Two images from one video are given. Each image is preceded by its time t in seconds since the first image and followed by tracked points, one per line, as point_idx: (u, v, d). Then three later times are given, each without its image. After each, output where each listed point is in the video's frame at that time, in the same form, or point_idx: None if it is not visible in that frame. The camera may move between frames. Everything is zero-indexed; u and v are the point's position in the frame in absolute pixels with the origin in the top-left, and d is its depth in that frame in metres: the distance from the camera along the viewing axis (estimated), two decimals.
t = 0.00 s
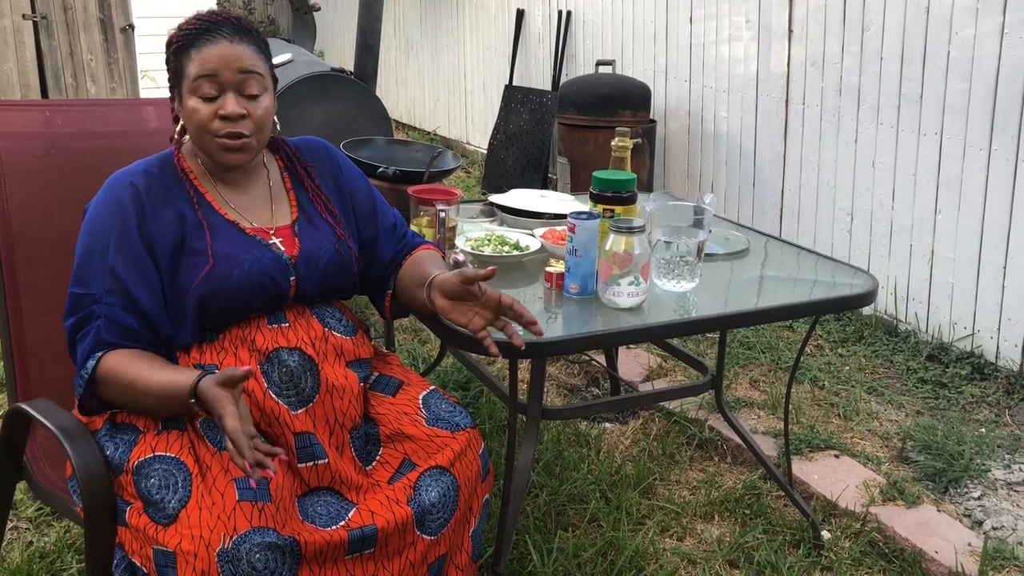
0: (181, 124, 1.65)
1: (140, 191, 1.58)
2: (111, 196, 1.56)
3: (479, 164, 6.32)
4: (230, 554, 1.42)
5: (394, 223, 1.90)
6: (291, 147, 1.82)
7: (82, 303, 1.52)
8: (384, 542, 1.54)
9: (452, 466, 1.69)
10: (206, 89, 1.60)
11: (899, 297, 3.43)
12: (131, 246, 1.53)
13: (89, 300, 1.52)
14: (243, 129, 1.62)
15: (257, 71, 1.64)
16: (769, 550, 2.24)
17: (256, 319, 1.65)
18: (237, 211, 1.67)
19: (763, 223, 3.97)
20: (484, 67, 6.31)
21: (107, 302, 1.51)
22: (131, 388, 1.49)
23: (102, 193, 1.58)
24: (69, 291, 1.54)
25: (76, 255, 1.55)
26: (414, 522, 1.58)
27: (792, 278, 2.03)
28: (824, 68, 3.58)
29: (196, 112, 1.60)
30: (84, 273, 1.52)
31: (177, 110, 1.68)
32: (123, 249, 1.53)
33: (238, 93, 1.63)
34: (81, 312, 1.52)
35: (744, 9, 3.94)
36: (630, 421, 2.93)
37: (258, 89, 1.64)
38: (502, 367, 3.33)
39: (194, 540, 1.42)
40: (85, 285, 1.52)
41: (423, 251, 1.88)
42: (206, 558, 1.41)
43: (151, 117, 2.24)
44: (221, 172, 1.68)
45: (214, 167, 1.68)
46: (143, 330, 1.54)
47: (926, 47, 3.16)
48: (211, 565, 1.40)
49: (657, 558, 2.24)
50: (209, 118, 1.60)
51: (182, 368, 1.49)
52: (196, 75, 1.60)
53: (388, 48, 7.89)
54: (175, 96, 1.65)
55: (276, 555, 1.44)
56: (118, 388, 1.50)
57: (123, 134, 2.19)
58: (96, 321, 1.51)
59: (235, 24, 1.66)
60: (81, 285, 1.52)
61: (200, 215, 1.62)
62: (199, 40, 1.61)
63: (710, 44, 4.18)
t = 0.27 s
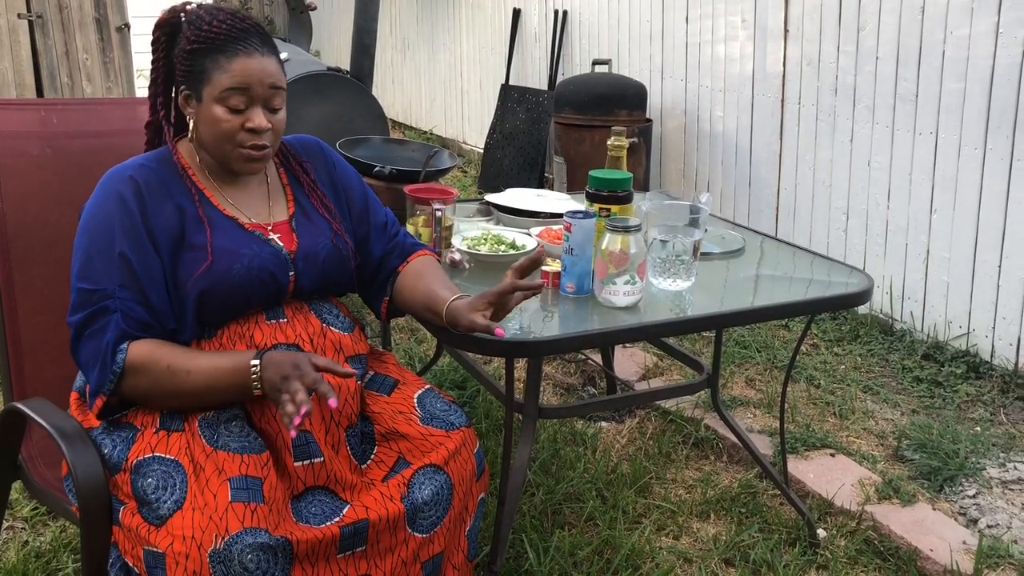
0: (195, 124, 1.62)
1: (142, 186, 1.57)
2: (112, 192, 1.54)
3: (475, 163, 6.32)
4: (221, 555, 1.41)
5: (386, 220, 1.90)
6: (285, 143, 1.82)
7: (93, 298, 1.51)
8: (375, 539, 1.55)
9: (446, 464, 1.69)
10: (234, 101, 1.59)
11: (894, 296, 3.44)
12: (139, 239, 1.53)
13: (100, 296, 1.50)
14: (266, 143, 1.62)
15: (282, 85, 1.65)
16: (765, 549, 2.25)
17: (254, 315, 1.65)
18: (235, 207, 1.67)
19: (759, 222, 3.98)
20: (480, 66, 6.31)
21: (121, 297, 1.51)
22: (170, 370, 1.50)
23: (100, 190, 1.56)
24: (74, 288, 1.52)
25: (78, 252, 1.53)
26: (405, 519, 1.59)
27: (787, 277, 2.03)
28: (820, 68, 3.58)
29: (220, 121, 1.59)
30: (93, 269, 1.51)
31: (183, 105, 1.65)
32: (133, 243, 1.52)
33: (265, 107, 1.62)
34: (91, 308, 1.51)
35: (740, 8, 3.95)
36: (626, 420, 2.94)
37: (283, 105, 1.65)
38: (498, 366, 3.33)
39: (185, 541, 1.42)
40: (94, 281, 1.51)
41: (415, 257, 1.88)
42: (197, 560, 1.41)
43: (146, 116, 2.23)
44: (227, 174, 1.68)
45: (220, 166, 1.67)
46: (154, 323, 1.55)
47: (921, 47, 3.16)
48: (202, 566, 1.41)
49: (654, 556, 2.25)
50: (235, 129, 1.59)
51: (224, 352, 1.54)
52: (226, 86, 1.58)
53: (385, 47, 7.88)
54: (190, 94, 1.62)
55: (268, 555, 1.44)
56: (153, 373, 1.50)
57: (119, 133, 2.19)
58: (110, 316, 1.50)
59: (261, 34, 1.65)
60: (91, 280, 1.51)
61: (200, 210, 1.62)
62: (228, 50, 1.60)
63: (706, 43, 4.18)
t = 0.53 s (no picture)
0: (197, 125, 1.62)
1: (156, 184, 1.57)
2: (128, 191, 1.53)
3: (472, 163, 6.32)
4: (220, 558, 1.42)
5: (376, 219, 1.92)
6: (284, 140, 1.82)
7: (116, 297, 1.49)
8: (371, 539, 1.56)
9: (444, 464, 1.69)
10: (236, 100, 1.59)
11: (891, 296, 3.45)
12: (161, 237, 1.53)
13: (125, 294, 1.49)
14: (269, 140, 1.63)
15: (282, 81, 1.65)
16: (762, 548, 2.25)
17: (262, 314, 1.66)
18: (244, 205, 1.67)
19: (756, 222, 3.98)
20: (478, 66, 6.31)
21: (146, 294, 1.50)
22: (200, 364, 1.50)
23: (113, 190, 1.54)
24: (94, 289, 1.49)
25: (96, 251, 1.50)
26: (400, 518, 1.60)
27: (785, 277, 2.03)
28: (816, 68, 3.59)
29: (223, 120, 1.59)
30: (116, 267, 1.49)
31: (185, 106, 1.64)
32: (155, 240, 1.52)
33: (266, 105, 1.62)
34: (114, 307, 1.49)
35: (737, 8, 3.95)
36: (624, 420, 2.94)
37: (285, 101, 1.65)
38: (496, 366, 3.33)
39: (184, 544, 1.42)
40: (117, 279, 1.49)
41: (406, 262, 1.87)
42: (195, 562, 1.42)
43: (143, 117, 2.23)
44: (235, 174, 1.68)
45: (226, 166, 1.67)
46: (176, 320, 1.55)
47: (918, 47, 3.17)
48: (201, 569, 1.42)
49: (651, 556, 2.25)
50: (239, 128, 1.59)
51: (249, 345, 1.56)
52: (227, 86, 1.58)
53: (382, 47, 7.88)
54: (192, 95, 1.62)
55: (267, 558, 1.44)
56: (183, 369, 1.50)
57: (116, 134, 2.18)
58: (137, 313, 1.49)
59: (258, 31, 1.64)
60: (114, 279, 1.49)
61: (212, 208, 1.62)
62: (226, 49, 1.59)
63: (703, 44, 4.18)
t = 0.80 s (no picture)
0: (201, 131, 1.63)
1: (164, 188, 1.56)
2: (136, 194, 1.53)
3: (472, 165, 6.32)
4: (216, 561, 1.41)
5: (381, 222, 1.92)
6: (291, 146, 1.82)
7: (118, 302, 1.48)
8: (368, 541, 1.56)
9: (442, 467, 1.69)
10: (232, 101, 1.59)
11: (891, 298, 3.45)
12: (167, 241, 1.53)
13: (127, 299, 1.48)
14: (268, 139, 1.62)
15: (280, 80, 1.64)
16: (762, 551, 2.25)
17: (265, 319, 1.65)
18: (251, 211, 1.67)
19: (755, 225, 3.98)
20: (477, 69, 6.31)
21: (149, 299, 1.50)
22: (191, 373, 1.48)
23: (121, 191, 1.54)
24: (97, 291, 1.49)
25: (101, 254, 1.50)
26: (399, 521, 1.60)
27: (785, 280, 2.03)
28: (816, 70, 3.59)
29: (221, 123, 1.59)
30: (120, 271, 1.49)
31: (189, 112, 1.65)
32: (161, 245, 1.52)
33: (264, 104, 1.62)
34: (117, 312, 1.48)
35: (737, 11, 3.95)
36: (623, 423, 2.94)
37: (283, 99, 1.64)
38: (496, 368, 3.33)
39: (180, 547, 1.42)
40: (120, 283, 1.48)
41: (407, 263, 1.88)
42: (192, 565, 1.41)
43: (142, 119, 2.23)
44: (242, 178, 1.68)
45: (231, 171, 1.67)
46: (179, 325, 1.54)
47: (916, 50, 3.17)
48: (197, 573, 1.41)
49: (651, 559, 2.24)
50: (237, 129, 1.59)
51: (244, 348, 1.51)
52: (223, 88, 1.58)
53: (381, 49, 7.88)
54: (194, 101, 1.62)
55: (263, 561, 1.44)
56: (173, 377, 1.48)
57: (115, 137, 2.18)
58: (139, 319, 1.49)
59: (254, 31, 1.63)
60: (116, 284, 1.48)
61: (219, 214, 1.61)
62: (221, 50, 1.59)
63: (702, 46, 4.19)
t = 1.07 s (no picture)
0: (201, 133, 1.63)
1: (165, 190, 1.57)
2: (137, 196, 1.53)
3: (472, 169, 6.32)
4: (217, 567, 1.41)
5: (381, 229, 1.92)
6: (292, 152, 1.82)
7: (121, 302, 1.48)
8: (367, 545, 1.56)
9: (441, 471, 1.69)
10: (232, 102, 1.59)
11: (890, 302, 3.45)
12: (169, 242, 1.53)
13: (129, 300, 1.48)
14: (267, 141, 1.62)
15: (280, 81, 1.64)
16: (761, 556, 2.25)
17: (265, 324, 1.65)
18: (251, 215, 1.67)
19: (754, 229, 3.99)
20: (476, 73, 6.31)
21: (151, 300, 1.49)
22: (187, 378, 1.47)
23: (122, 193, 1.54)
24: (99, 293, 1.49)
25: (103, 256, 1.50)
26: (397, 525, 1.60)
27: (784, 285, 2.03)
28: (815, 75, 3.59)
29: (221, 124, 1.59)
30: (122, 272, 1.49)
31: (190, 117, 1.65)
32: (163, 246, 1.52)
33: (264, 106, 1.62)
34: (119, 313, 1.48)
35: (736, 15, 3.96)
36: (623, 427, 2.94)
37: (283, 100, 1.64)
38: (495, 373, 3.33)
39: (180, 552, 1.42)
40: (122, 284, 1.48)
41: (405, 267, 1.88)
42: (192, 571, 1.41)
43: (142, 124, 2.23)
44: (243, 180, 1.68)
45: (232, 174, 1.67)
46: (182, 327, 1.54)
47: (915, 55, 3.18)
48: None
49: (651, 563, 2.24)
50: (236, 130, 1.59)
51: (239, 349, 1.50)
52: (222, 89, 1.58)
53: (381, 54, 7.89)
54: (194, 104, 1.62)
55: (263, 566, 1.44)
56: (170, 383, 1.48)
57: (115, 141, 2.18)
58: (141, 320, 1.48)
59: (253, 34, 1.64)
60: (119, 285, 1.48)
61: (221, 218, 1.62)
62: (220, 53, 1.59)
63: (702, 51, 4.20)
